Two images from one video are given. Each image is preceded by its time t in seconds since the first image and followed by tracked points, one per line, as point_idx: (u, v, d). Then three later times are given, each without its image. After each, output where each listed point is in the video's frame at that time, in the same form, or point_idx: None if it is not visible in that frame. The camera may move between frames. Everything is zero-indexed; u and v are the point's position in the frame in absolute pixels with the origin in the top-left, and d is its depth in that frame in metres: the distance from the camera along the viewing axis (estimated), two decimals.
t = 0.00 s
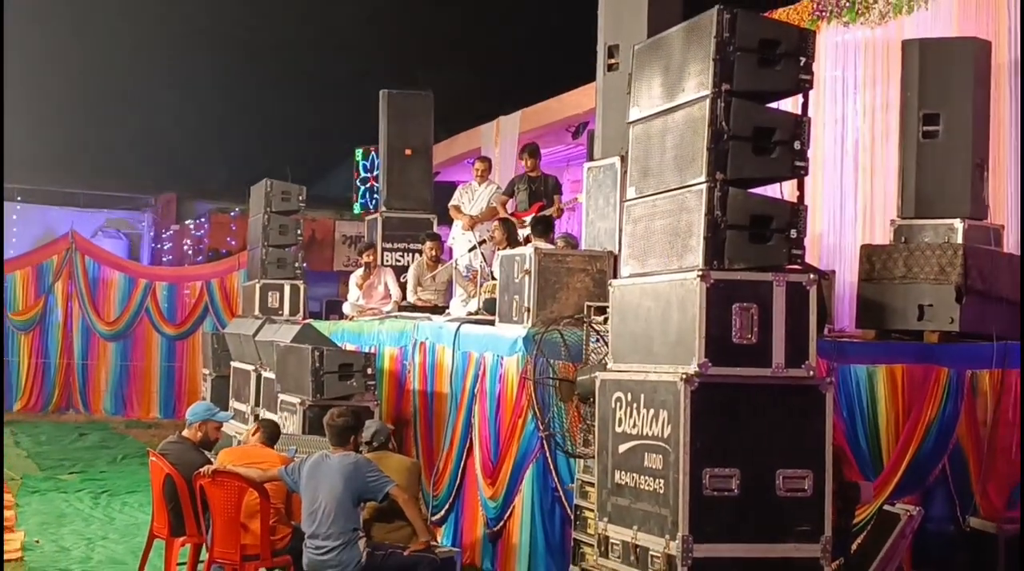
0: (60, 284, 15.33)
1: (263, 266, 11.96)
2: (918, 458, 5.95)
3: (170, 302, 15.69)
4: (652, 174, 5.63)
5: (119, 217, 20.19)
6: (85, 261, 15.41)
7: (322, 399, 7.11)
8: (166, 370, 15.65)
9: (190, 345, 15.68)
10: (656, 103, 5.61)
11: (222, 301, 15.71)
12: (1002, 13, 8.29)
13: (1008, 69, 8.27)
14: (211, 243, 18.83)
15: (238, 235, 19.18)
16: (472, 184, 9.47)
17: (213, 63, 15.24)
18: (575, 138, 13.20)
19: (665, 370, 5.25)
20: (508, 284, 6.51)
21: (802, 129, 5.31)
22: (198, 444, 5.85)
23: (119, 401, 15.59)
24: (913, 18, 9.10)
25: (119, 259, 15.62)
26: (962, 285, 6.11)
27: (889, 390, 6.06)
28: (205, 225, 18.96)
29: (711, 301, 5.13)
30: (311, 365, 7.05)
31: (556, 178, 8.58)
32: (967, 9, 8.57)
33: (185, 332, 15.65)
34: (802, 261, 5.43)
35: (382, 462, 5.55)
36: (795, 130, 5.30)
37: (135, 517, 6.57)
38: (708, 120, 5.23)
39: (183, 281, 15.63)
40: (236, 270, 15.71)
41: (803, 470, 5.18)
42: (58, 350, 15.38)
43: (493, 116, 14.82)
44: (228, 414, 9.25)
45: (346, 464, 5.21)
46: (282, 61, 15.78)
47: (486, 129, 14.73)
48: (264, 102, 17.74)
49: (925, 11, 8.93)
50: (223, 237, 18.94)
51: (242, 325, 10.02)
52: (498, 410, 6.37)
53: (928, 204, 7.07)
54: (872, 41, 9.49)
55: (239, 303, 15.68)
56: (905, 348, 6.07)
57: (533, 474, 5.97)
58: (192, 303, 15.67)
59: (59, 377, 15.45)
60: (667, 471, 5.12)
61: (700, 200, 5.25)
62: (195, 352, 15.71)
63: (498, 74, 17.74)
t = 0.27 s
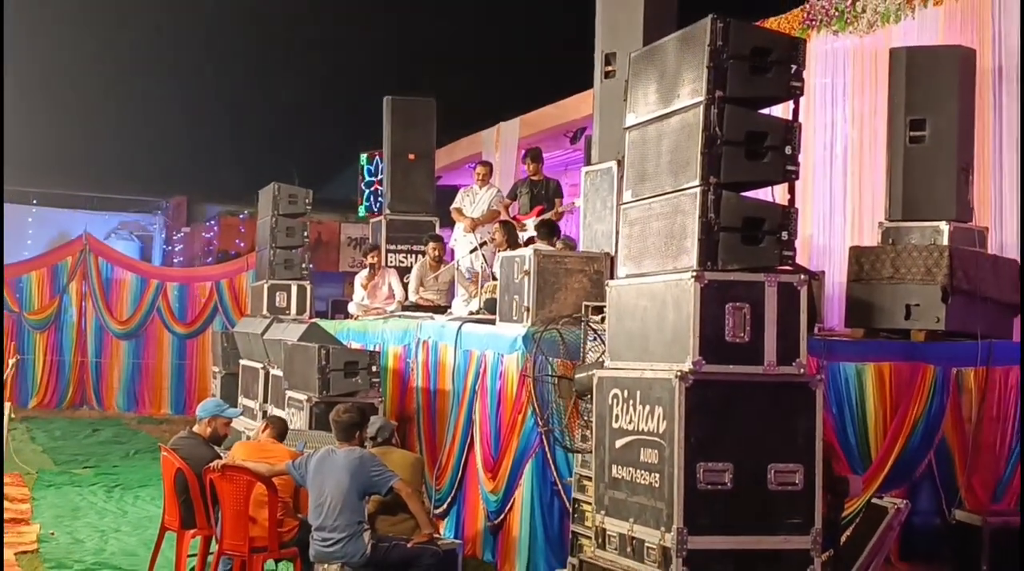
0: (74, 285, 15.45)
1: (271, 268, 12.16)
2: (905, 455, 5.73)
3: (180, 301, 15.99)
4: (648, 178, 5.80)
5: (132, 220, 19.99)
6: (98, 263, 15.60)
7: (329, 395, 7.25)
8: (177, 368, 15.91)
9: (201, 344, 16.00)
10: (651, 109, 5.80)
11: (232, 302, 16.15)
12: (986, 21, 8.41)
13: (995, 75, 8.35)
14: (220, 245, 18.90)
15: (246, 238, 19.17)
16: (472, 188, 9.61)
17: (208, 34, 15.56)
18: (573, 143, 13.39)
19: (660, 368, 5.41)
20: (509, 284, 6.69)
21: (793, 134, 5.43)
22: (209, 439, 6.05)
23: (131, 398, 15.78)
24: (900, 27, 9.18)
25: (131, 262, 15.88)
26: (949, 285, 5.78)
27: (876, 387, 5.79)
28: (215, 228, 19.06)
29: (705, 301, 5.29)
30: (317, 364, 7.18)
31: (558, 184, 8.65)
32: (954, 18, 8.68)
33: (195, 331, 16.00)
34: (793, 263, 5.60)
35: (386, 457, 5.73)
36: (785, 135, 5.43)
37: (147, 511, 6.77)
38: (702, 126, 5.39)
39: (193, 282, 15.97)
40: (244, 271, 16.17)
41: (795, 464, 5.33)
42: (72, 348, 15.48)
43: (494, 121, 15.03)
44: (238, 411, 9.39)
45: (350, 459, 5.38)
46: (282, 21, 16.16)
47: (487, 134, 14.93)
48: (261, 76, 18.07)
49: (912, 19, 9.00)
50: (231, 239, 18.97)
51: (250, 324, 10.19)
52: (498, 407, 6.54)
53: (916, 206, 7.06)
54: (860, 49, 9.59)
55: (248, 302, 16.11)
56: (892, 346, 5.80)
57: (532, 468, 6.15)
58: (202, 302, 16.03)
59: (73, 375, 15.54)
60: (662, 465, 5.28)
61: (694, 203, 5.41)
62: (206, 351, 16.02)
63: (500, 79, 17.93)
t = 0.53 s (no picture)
0: (89, 285, 15.77)
1: (279, 268, 12.36)
2: (892, 447, 5.93)
3: (192, 301, 16.13)
4: (644, 182, 5.99)
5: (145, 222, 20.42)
6: (112, 264, 15.87)
7: (335, 391, 7.41)
8: (187, 365, 16.04)
9: (210, 343, 16.04)
10: (645, 116, 6.00)
11: (241, 301, 16.17)
12: (969, 31, 8.52)
13: (978, 83, 8.44)
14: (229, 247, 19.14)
15: (256, 240, 19.37)
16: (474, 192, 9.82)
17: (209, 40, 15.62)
18: (571, 148, 13.60)
19: (655, 365, 5.58)
20: (508, 284, 6.89)
21: (783, 140, 5.63)
22: (219, 434, 6.26)
23: (144, 394, 15.94)
24: (887, 36, 9.34)
25: (144, 262, 16.09)
26: (934, 285, 5.98)
27: (863, 383, 5.98)
28: (225, 231, 19.23)
29: (698, 300, 5.46)
30: (324, 361, 7.35)
31: (559, 189, 8.69)
32: (938, 29, 8.80)
33: (205, 330, 16.07)
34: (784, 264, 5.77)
35: (390, 451, 5.94)
36: (776, 140, 5.63)
37: (160, 502, 7.04)
38: (696, 132, 5.57)
39: (204, 281, 16.12)
40: (254, 272, 16.17)
41: (785, 458, 5.50)
42: (87, 345, 15.81)
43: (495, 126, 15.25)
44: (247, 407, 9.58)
45: (357, 453, 5.58)
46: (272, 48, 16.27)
47: (488, 139, 15.17)
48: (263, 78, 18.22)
49: (898, 28, 9.16)
50: (240, 242, 19.19)
51: (258, 323, 10.39)
52: (499, 403, 6.74)
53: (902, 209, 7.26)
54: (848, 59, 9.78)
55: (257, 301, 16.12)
56: (879, 345, 5.97)
57: (532, 461, 6.34)
58: (212, 302, 16.16)
59: (88, 372, 15.84)
60: (656, 459, 5.45)
61: (688, 206, 5.59)
62: (216, 351, 16.06)
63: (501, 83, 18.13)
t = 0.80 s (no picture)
0: (101, 284, 16.08)
1: (286, 268, 12.54)
2: (880, 442, 6.13)
3: (202, 301, 16.31)
4: (640, 185, 6.16)
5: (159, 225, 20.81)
6: (124, 264, 16.19)
7: (339, 388, 7.55)
8: (196, 363, 16.18)
9: (218, 340, 16.24)
10: (641, 121, 6.18)
11: (249, 299, 16.38)
12: (954, 40, 8.65)
13: (963, 88, 8.53)
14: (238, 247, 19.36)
15: (263, 240, 19.59)
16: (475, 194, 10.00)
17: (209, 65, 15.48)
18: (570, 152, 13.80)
19: (651, 362, 5.75)
20: (508, 284, 7.08)
21: (775, 144, 5.78)
22: (228, 428, 6.46)
23: (155, 391, 16.12)
24: (875, 43, 9.47)
25: (155, 262, 16.38)
26: (921, 285, 6.11)
27: (852, 379, 6.17)
28: (233, 231, 19.46)
29: (692, 299, 5.64)
30: (329, 359, 7.52)
31: (559, 192, 8.73)
32: (925, 38, 8.94)
33: (215, 329, 16.25)
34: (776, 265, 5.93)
35: (394, 446, 6.10)
36: (767, 145, 5.79)
37: (170, 495, 7.29)
38: (690, 137, 5.74)
39: (214, 282, 16.34)
40: (262, 272, 16.35)
41: (777, 452, 5.65)
42: (99, 343, 16.09)
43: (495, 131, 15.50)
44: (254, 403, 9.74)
45: (362, 447, 5.77)
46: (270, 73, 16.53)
47: (488, 144, 15.39)
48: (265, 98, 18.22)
49: (885, 36, 9.29)
50: (249, 243, 19.42)
51: (266, 321, 10.58)
52: (499, 399, 6.91)
53: (890, 211, 7.42)
54: (837, 64, 9.92)
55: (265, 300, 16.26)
56: (867, 342, 6.16)
57: (531, 456, 6.49)
58: (222, 301, 16.33)
59: (101, 370, 16.11)
60: (652, 454, 5.61)
61: (682, 209, 5.75)
62: (224, 348, 16.23)
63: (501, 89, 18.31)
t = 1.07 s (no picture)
0: (116, 285, 16.34)
1: (293, 268, 12.81)
2: (867, 436, 6.31)
3: (213, 300, 16.79)
4: (635, 188, 6.34)
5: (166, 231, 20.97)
6: (138, 264, 16.50)
7: (347, 384, 7.75)
8: (209, 360, 16.77)
9: (229, 338, 16.79)
10: (636, 126, 6.37)
11: (259, 300, 16.93)
12: (938, 46, 8.79)
13: (948, 95, 8.65)
14: (248, 248, 20.01)
15: (272, 242, 20.31)
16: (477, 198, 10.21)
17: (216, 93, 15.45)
18: (569, 156, 14.03)
19: (647, 360, 5.93)
20: (509, 284, 7.29)
21: (766, 149, 5.96)
22: (239, 423, 6.72)
23: (167, 387, 16.63)
24: (863, 52, 9.55)
25: (168, 263, 16.78)
26: (907, 285, 6.33)
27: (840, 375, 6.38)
28: (244, 233, 20.16)
29: (686, 298, 5.81)
30: (336, 356, 7.71)
31: (559, 196, 8.88)
32: (911, 47, 9.03)
33: (225, 326, 16.79)
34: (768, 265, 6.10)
35: (398, 440, 6.33)
36: (759, 149, 5.96)
37: (181, 488, 7.58)
38: (684, 141, 5.89)
39: (224, 282, 16.80)
40: (272, 272, 16.96)
41: (767, 446, 5.85)
42: (115, 340, 16.37)
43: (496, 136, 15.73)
44: (263, 398, 9.98)
45: (366, 442, 5.97)
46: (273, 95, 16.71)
47: (489, 148, 15.63)
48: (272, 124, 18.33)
49: (873, 45, 9.40)
50: (259, 243, 20.12)
51: (275, 320, 10.81)
52: (500, 395, 7.13)
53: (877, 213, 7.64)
54: (827, 72, 10.06)
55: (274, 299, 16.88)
56: (855, 340, 6.38)
57: (530, 449, 6.72)
58: (231, 301, 16.83)
59: (116, 366, 16.43)
60: (647, 447, 5.80)
61: (677, 211, 5.91)
62: (235, 345, 16.83)
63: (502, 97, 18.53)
